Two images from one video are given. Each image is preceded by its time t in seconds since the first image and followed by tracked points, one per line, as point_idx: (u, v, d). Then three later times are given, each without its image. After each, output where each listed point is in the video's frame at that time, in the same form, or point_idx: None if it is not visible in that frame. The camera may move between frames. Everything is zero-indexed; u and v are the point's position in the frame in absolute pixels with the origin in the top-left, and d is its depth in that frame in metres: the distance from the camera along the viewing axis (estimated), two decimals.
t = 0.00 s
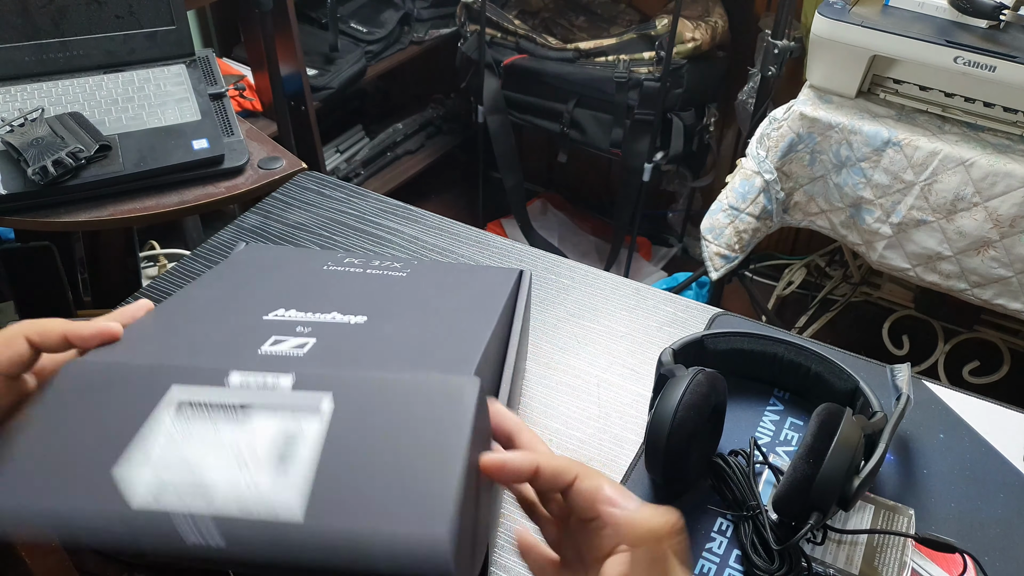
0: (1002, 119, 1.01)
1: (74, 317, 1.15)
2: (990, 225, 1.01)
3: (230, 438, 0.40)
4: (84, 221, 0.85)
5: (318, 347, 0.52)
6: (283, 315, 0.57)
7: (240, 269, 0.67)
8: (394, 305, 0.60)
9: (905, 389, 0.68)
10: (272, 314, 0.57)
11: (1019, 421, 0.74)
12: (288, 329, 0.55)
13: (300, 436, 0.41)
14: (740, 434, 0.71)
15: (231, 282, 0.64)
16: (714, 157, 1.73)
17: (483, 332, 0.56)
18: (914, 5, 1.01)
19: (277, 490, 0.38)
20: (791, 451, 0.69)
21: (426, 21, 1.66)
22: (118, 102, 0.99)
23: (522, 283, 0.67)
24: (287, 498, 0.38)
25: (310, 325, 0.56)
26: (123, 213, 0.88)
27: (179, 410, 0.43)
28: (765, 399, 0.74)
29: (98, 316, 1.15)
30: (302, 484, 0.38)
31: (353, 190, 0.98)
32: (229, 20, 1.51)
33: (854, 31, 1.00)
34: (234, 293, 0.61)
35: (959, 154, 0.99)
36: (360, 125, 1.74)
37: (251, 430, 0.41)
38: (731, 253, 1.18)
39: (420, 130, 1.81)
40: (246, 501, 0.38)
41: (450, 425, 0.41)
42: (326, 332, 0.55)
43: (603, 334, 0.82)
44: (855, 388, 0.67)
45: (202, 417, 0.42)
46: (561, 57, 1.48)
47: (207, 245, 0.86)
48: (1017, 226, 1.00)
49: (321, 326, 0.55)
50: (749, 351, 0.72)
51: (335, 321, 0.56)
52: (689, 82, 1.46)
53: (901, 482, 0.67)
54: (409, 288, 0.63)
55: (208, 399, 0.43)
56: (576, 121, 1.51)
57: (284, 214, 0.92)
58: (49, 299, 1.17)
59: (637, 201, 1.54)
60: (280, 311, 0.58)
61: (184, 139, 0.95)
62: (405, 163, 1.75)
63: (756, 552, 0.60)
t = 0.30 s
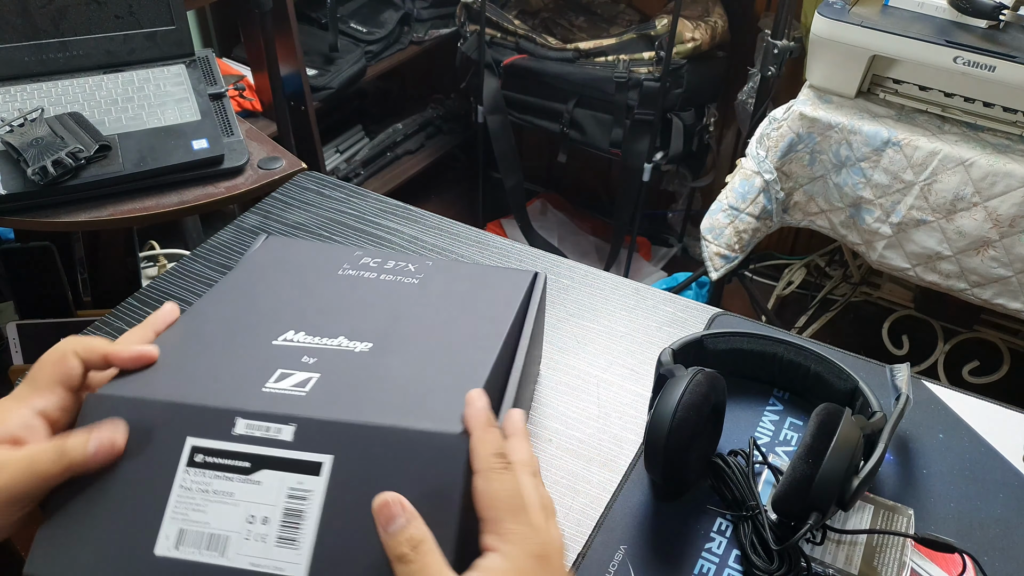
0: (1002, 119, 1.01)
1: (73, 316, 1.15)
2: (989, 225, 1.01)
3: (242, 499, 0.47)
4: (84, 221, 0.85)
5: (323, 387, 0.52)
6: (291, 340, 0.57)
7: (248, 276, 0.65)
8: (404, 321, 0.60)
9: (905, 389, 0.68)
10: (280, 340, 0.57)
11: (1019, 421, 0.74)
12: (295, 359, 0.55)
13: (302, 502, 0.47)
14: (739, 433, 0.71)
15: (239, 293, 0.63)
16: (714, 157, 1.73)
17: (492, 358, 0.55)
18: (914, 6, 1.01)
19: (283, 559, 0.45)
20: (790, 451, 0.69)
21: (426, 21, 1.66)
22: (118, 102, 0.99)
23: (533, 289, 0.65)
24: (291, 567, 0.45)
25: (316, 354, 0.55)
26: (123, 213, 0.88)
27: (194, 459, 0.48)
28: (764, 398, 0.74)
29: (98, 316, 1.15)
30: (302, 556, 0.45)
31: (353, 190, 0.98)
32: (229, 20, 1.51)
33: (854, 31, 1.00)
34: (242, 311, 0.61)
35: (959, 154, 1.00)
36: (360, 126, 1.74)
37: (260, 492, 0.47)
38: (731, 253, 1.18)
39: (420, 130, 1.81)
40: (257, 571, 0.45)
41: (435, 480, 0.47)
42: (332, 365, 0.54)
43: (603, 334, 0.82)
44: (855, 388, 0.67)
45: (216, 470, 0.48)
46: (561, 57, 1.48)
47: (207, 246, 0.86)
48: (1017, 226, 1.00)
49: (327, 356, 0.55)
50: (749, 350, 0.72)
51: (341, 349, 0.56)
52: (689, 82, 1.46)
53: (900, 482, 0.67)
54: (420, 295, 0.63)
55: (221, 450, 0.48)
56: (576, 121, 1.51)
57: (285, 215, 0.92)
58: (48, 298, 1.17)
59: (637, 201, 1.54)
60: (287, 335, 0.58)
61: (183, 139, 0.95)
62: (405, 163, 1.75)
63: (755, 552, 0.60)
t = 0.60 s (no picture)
0: (1002, 119, 1.01)
1: (72, 317, 1.15)
2: (989, 225, 1.01)
3: (271, 467, 0.51)
4: (84, 221, 0.85)
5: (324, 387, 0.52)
6: (328, 317, 0.61)
7: (293, 258, 0.68)
8: (438, 301, 0.62)
9: (904, 389, 0.68)
10: (318, 316, 0.61)
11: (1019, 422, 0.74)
12: (330, 336, 0.58)
13: (325, 472, 0.51)
14: (739, 434, 0.71)
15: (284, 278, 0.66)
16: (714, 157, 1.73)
17: (510, 345, 0.57)
18: (914, 6, 1.01)
19: (305, 523, 0.50)
20: (790, 451, 0.69)
21: (426, 21, 1.66)
22: (118, 102, 0.99)
23: (567, 268, 0.68)
24: (312, 530, 0.50)
25: (351, 332, 0.59)
26: (124, 213, 0.87)
27: (232, 427, 0.53)
28: (764, 398, 0.74)
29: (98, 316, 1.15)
30: (323, 521, 0.50)
31: (353, 190, 0.97)
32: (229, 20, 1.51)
33: (854, 31, 1.00)
34: (288, 295, 0.64)
35: (959, 154, 1.00)
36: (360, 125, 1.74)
37: (288, 461, 0.51)
38: (732, 253, 1.18)
39: (420, 130, 1.81)
40: (280, 533, 0.49)
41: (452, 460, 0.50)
42: (365, 343, 0.58)
43: (603, 334, 0.82)
44: (855, 388, 0.67)
45: (250, 438, 0.52)
46: (561, 57, 1.48)
47: (207, 246, 0.86)
48: (1017, 226, 1.00)
49: (360, 334, 0.59)
50: (749, 351, 0.72)
51: (374, 327, 0.59)
52: (689, 82, 1.46)
53: (900, 482, 0.67)
54: (447, 278, 0.65)
55: (255, 422, 0.53)
56: (576, 121, 1.51)
57: (284, 215, 0.91)
58: (46, 298, 1.17)
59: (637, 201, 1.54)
60: (326, 311, 0.61)
61: (184, 139, 0.95)
62: (405, 163, 1.75)
63: (755, 552, 0.60)
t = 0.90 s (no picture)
0: (1002, 119, 1.01)
1: (72, 317, 1.15)
2: (990, 225, 1.01)
3: (265, 462, 0.51)
4: (84, 221, 0.85)
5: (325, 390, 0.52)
6: (331, 318, 0.61)
7: (297, 258, 0.69)
8: (441, 301, 0.63)
9: (904, 390, 0.68)
10: (320, 318, 0.62)
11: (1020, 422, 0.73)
12: (331, 339, 0.59)
13: (319, 467, 0.51)
14: (740, 434, 0.71)
15: (290, 278, 0.66)
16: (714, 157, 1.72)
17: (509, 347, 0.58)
18: (914, 5, 1.01)
19: (292, 514, 0.49)
20: (791, 451, 0.69)
21: (425, 20, 1.65)
22: (117, 101, 0.99)
23: (568, 263, 0.68)
24: (298, 521, 0.48)
25: (353, 334, 0.60)
26: (123, 213, 0.87)
27: (230, 427, 0.53)
28: (764, 399, 0.74)
29: (98, 317, 1.15)
30: (310, 512, 0.49)
31: (353, 190, 0.97)
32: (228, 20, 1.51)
33: (854, 31, 1.00)
34: (293, 296, 0.64)
35: (960, 154, 0.99)
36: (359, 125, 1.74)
37: (283, 457, 0.51)
38: (732, 253, 1.18)
39: (420, 129, 1.81)
40: (266, 523, 0.48)
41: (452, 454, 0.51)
42: (366, 346, 0.59)
43: (603, 334, 0.81)
44: (855, 388, 0.67)
45: (246, 436, 0.53)
46: (560, 56, 1.48)
47: (207, 245, 0.85)
48: (1018, 226, 1.00)
49: (362, 336, 0.59)
50: (748, 351, 0.72)
51: (376, 329, 0.60)
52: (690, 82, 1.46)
53: (901, 483, 0.67)
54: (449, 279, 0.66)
55: (254, 421, 0.53)
56: (575, 120, 1.51)
57: (284, 215, 0.91)
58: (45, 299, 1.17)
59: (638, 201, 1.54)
60: (328, 313, 0.62)
61: (183, 139, 0.94)
62: (405, 162, 1.74)
63: (755, 552, 0.59)
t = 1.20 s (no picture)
0: (1002, 119, 1.01)
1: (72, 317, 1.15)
2: (990, 225, 1.01)
3: (266, 486, 0.52)
4: (83, 221, 0.85)
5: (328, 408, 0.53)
6: (330, 331, 0.62)
7: (295, 261, 0.69)
8: (440, 316, 0.63)
9: (903, 390, 0.68)
10: (320, 331, 0.62)
11: (1020, 423, 0.73)
12: (332, 358, 0.60)
13: (318, 498, 0.52)
14: (739, 435, 0.71)
15: (290, 280, 0.66)
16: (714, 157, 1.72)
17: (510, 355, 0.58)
18: (914, 5, 1.01)
19: (289, 542, 0.50)
20: (790, 452, 0.69)
21: (425, 20, 1.65)
22: (117, 101, 0.99)
23: (567, 265, 0.68)
24: (295, 551, 0.50)
25: (353, 353, 0.60)
26: (123, 213, 0.87)
27: (230, 443, 0.54)
28: (764, 399, 0.74)
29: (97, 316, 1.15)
30: (307, 544, 0.50)
31: (353, 190, 0.97)
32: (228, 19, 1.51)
33: (854, 31, 1.00)
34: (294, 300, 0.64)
35: (960, 154, 0.99)
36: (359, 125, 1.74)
37: (283, 484, 0.52)
38: (732, 253, 1.18)
39: (420, 129, 1.81)
40: (264, 549, 0.50)
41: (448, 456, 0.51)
42: (366, 366, 0.59)
43: (602, 335, 0.81)
44: (855, 389, 0.67)
45: (247, 456, 0.54)
46: (560, 56, 1.48)
47: (207, 246, 0.85)
48: (1018, 226, 1.00)
49: (363, 356, 0.60)
50: (748, 351, 0.72)
51: (375, 348, 0.60)
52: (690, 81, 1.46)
53: (900, 484, 0.67)
54: (448, 284, 0.66)
55: (255, 439, 0.54)
56: (575, 120, 1.51)
57: (284, 215, 0.91)
58: (45, 298, 1.17)
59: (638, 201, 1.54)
60: (328, 325, 0.62)
61: (183, 139, 0.94)
62: (405, 162, 1.74)
63: (755, 554, 0.59)
